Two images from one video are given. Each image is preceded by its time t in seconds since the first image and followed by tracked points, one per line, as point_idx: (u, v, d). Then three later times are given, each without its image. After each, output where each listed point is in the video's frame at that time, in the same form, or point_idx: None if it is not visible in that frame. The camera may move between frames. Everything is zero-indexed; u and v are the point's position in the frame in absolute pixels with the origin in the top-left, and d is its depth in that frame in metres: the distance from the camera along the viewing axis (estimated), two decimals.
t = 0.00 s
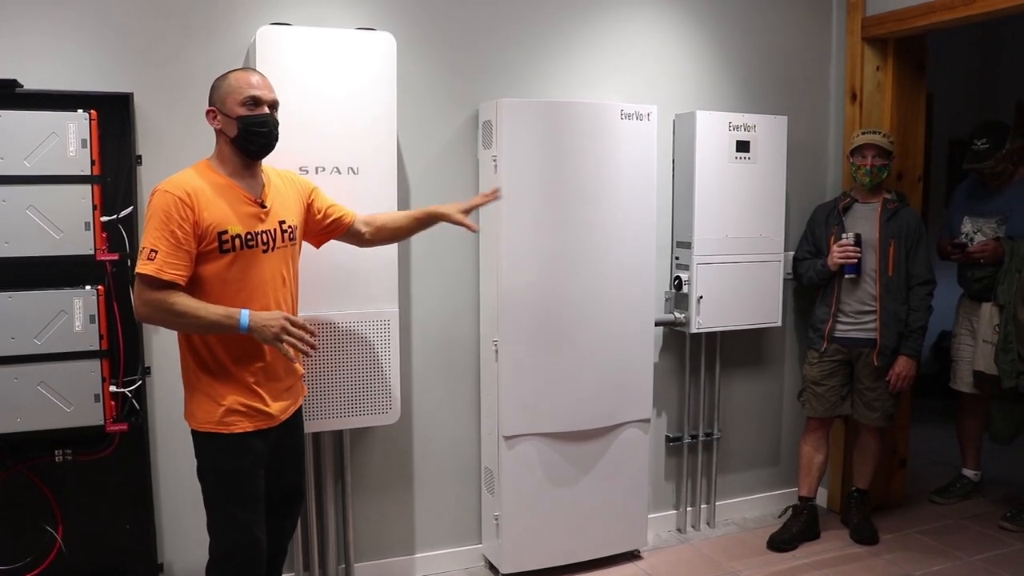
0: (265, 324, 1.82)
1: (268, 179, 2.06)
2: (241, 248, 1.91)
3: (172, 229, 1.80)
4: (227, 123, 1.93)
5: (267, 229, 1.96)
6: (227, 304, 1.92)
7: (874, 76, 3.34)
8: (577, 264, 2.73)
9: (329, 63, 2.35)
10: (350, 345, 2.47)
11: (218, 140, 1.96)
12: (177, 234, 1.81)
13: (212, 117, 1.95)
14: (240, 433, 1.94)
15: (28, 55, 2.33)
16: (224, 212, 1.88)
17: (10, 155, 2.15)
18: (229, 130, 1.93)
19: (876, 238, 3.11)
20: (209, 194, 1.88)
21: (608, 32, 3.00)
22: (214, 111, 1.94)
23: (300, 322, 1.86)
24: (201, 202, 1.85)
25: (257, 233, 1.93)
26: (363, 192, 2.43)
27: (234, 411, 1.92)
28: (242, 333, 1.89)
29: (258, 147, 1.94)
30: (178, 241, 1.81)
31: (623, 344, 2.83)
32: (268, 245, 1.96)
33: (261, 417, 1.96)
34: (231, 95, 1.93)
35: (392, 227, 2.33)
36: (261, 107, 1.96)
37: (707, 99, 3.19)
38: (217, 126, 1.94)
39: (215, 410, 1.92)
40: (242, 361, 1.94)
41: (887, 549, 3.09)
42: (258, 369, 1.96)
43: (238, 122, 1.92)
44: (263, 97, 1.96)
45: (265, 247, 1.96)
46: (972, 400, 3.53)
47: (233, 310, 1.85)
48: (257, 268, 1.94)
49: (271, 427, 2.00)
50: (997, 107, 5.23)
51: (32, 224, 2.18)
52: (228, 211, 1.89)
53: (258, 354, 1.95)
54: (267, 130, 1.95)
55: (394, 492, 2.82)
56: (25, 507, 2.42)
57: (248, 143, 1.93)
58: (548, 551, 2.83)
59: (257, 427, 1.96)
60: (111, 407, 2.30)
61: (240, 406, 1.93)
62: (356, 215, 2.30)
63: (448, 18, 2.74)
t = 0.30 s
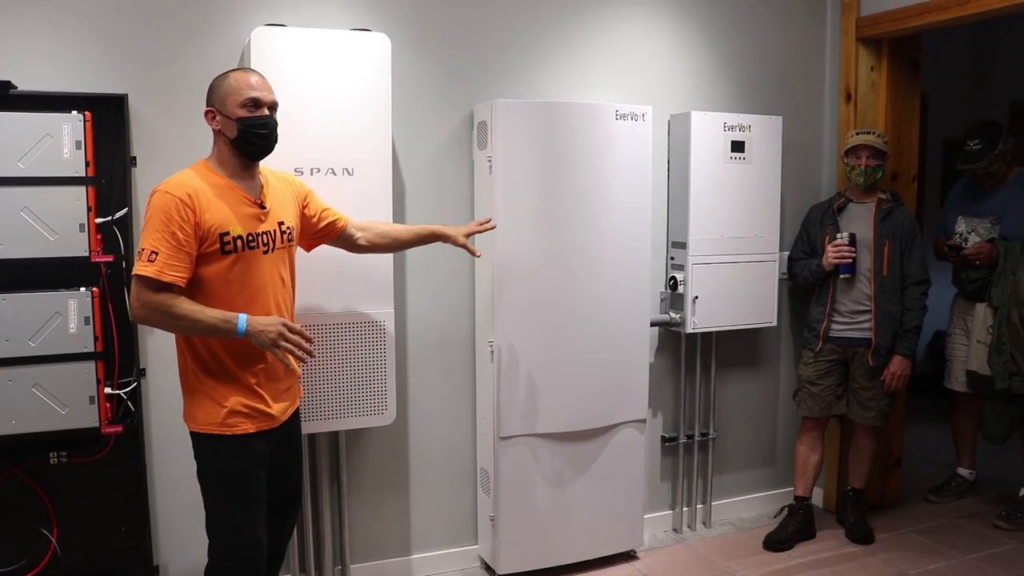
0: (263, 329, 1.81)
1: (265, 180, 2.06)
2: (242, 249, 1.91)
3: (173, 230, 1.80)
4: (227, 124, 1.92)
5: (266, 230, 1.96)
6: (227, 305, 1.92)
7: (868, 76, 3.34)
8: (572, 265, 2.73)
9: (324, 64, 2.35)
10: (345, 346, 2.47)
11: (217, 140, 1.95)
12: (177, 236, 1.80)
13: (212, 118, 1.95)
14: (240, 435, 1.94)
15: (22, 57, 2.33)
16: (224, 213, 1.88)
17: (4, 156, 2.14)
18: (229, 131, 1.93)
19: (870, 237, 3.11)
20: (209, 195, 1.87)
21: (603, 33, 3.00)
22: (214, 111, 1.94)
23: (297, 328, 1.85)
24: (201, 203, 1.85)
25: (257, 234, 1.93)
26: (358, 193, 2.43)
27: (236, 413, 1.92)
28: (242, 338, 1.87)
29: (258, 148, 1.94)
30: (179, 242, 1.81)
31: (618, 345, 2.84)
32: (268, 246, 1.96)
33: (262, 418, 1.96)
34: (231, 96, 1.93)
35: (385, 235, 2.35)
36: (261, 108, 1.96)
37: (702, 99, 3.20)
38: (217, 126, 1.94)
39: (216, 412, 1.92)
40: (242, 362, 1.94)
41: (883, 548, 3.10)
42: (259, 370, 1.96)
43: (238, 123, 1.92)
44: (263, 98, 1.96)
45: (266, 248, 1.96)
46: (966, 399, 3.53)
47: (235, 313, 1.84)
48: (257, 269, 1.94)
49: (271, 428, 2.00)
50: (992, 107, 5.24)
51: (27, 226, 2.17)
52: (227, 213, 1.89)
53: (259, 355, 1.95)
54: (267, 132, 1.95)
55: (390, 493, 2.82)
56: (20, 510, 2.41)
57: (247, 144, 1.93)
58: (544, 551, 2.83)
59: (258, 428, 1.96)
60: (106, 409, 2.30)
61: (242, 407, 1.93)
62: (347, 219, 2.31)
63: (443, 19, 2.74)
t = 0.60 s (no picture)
0: (275, 324, 1.83)
1: (264, 181, 2.06)
2: (245, 249, 1.92)
3: (178, 230, 1.79)
4: (229, 124, 1.92)
5: (268, 231, 1.97)
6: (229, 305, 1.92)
7: (866, 76, 3.35)
8: (571, 265, 2.73)
9: (322, 65, 2.35)
10: (343, 347, 2.47)
11: (218, 140, 1.95)
12: (183, 236, 1.80)
13: (213, 117, 1.94)
14: (240, 436, 1.93)
15: (20, 59, 2.33)
16: (228, 213, 1.88)
17: (3, 158, 2.14)
18: (230, 131, 1.92)
19: (869, 238, 3.11)
20: (213, 195, 1.87)
21: (601, 34, 3.00)
22: (215, 111, 1.93)
23: (308, 320, 1.87)
24: (205, 203, 1.85)
25: (259, 235, 1.94)
26: (356, 194, 2.43)
27: (236, 414, 1.92)
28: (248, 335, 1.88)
29: (260, 150, 1.95)
30: (184, 242, 1.80)
31: (616, 345, 2.84)
32: (269, 247, 1.97)
33: (262, 419, 1.96)
34: (234, 97, 1.93)
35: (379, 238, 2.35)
36: (264, 109, 1.96)
37: (699, 100, 3.20)
38: (218, 126, 1.94)
39: (217, 413, 1.91)
40: (243, 362, 1.94)
41: (881, 549, 3.10)
42: (260, 370, 1.97)
43: (241, 124, 1.92)
44: (266, 100, 1.96)
45: (267, 248, 1.97)
46: (964, 399, 3.53)
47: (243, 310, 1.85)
48: (259, 270, 1.95)
49: (271, 429, 2.00)
50: (989, 108, 5.25)
51: (25, 227, 2.17)
52: (231, 213, 1.89)
53: (261, 354, 1.96)
54: (269, 134, 1.95)
55: (388, 494, 2.81)
56: (18, 511, 2.41)
57: (249, 145, 1.93)
58: (543, 552, 2.83)
59: (257, 428, 1.96)
60: (105, 410, 2.30)
61: (242, 408, 1.93)
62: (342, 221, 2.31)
63: (441, 20, 2.74)
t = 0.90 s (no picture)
0: (275, 327, 1.83)
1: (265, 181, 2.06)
2: (247, 250, 1.92)
3: (181, 230, 1.79)
4: (237, 125, 1.92)
5: (268, 231, 1.97)
6: (231, 306, 1.92)
7: (866, 77, 3.35)
8: (571, 266, 2.73)
9: (322, 66, 2.35)
10: (343, 347, 2.47)
11: (222, 139, 1.95)
12: (185, 236, 1.80)
13: (218, 117, 1.93)
14: (239, 436, 1.93)
15: (20, 59, 2.33)
16: (231, 214, 1.88)
17: (3, 158, 2.14)
18: (238, 132, 1.93)
19: (868, 238, 3.11)
20: (215, 195, 1.87)
21: (601, 34, 3.00)
22: (222, 111, 1.93)
23: (308, 324, 1.87)
24: (208, 203, 1.85)
25: (261, 235, 1.94)
26: (356, 194, 2.43)
27: (237, 414, 1.92)
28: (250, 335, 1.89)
29: (267, 152, 1.96)
30: (186, 243, 1.80)
31: (616, 346, 2.84)
32: (270, 247, 1.97)
33: (262, 419, 1.96)
34: (242, 97, 1.93)
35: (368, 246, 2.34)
36: (271, 111, 1.97)
37: (699, 100, 3.20)
38: (224, 126, 1.93)
39: (217, 413, 1.91)
40: (244, 362, 1.94)
41: (881, 550, 3.10)
42: (261, 370, 1.97)
43: (250, 126, 1.93)
44: (273, 101, 1.97)
45: (268, 249, 1.97)
46: (963, 400, 3.54)
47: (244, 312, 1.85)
48: (261, 270, 1.95)
49: (271, 429, 2.00)
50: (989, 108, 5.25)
51: (25, 228, 2.17)
52: (233, 213, 1.89)
53: (261, 353, 1.96)
54: (276, 135, 1.97)
55: (388, 494, 2.82)
56: (18, 511, 2.41)
57: (257, 147, 1.95)
58: (542, 552, 2.83)
59: (258, 428, 1.96)
60: (105, 410, 2.30)
61: (243, 408, 1.93)
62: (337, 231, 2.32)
63: (441, 21, 2.74)
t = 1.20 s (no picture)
0: (304, 266, 1.76)
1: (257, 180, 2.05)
2: (257, 247, 1.92)
3: (206, 230, 1.78)
4: (272, 135, 1.96)
5: (269, 231, 1.98)
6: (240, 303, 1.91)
7: (866, 77, 3.34)
8: (571, 265, 2.74)
9: (322, 66, 2.35)
10: (342, 347, 2.47)
11: (247, 142, 1.93)
12: (210, 235, 1.79)
13: (255, 124, 1.93)
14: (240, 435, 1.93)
15: (20, 60, 2.33)
16: (244, 212, 1.89)
17: (3, 158, 2.14)
18: (271, 141, 1.97)
19: (869, 238, 3.11)
20: (230, 195, 1.86)
21: (601, 34, 3.00)
22: (262, 117, 1.93)
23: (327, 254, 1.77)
24: (226, 202, 1.84)
25: (267, 234, 1.96)
26: (356, 194, 2.43)
27: (236, 413, 1.92)
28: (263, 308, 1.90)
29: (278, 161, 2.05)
30: (211, 242, 1.79)
31: (616, 346, 2.84)
32: (272, 247, 1.99)
33: (260, 418, 1.97)
34: (279, 109, 1.97)
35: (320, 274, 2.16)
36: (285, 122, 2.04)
37: (699, 101, 3.20)
38: (260, 132, 1.94)
39: (217, 413, 1.90)
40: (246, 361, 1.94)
41: (881, 549, 3.10)
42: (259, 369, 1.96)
43: (280, 138, 1.99)
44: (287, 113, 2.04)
45: (270, 248, 1.98)
46: (963, 400, 3.54)
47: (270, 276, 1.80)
48: (266, 269, 1.96)
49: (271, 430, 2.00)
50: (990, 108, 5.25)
51: (25, 228, 2.17)
52: (246, 211, 1.90)
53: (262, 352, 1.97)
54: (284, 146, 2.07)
55: (388, 495, 2.82)
56: (19, 511, 2.41)
57: (275, 156, 2.02)
58: (542, 553, 2.83)
59: (256, 427, 1.97)
60: (106, 410, 2.30)
61: (242, 408, 1.93)
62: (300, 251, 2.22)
63: (441, 21, 2.74)
